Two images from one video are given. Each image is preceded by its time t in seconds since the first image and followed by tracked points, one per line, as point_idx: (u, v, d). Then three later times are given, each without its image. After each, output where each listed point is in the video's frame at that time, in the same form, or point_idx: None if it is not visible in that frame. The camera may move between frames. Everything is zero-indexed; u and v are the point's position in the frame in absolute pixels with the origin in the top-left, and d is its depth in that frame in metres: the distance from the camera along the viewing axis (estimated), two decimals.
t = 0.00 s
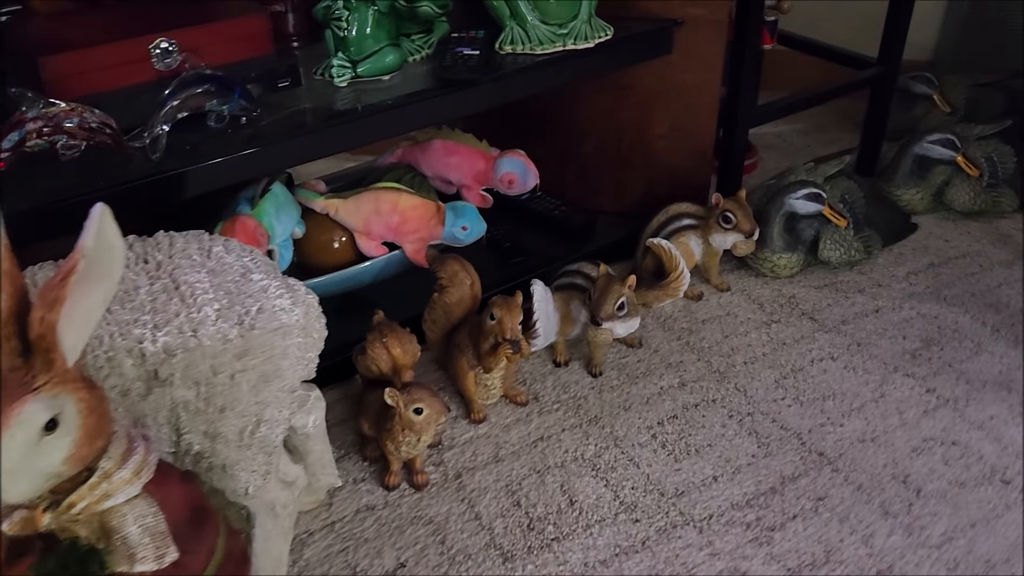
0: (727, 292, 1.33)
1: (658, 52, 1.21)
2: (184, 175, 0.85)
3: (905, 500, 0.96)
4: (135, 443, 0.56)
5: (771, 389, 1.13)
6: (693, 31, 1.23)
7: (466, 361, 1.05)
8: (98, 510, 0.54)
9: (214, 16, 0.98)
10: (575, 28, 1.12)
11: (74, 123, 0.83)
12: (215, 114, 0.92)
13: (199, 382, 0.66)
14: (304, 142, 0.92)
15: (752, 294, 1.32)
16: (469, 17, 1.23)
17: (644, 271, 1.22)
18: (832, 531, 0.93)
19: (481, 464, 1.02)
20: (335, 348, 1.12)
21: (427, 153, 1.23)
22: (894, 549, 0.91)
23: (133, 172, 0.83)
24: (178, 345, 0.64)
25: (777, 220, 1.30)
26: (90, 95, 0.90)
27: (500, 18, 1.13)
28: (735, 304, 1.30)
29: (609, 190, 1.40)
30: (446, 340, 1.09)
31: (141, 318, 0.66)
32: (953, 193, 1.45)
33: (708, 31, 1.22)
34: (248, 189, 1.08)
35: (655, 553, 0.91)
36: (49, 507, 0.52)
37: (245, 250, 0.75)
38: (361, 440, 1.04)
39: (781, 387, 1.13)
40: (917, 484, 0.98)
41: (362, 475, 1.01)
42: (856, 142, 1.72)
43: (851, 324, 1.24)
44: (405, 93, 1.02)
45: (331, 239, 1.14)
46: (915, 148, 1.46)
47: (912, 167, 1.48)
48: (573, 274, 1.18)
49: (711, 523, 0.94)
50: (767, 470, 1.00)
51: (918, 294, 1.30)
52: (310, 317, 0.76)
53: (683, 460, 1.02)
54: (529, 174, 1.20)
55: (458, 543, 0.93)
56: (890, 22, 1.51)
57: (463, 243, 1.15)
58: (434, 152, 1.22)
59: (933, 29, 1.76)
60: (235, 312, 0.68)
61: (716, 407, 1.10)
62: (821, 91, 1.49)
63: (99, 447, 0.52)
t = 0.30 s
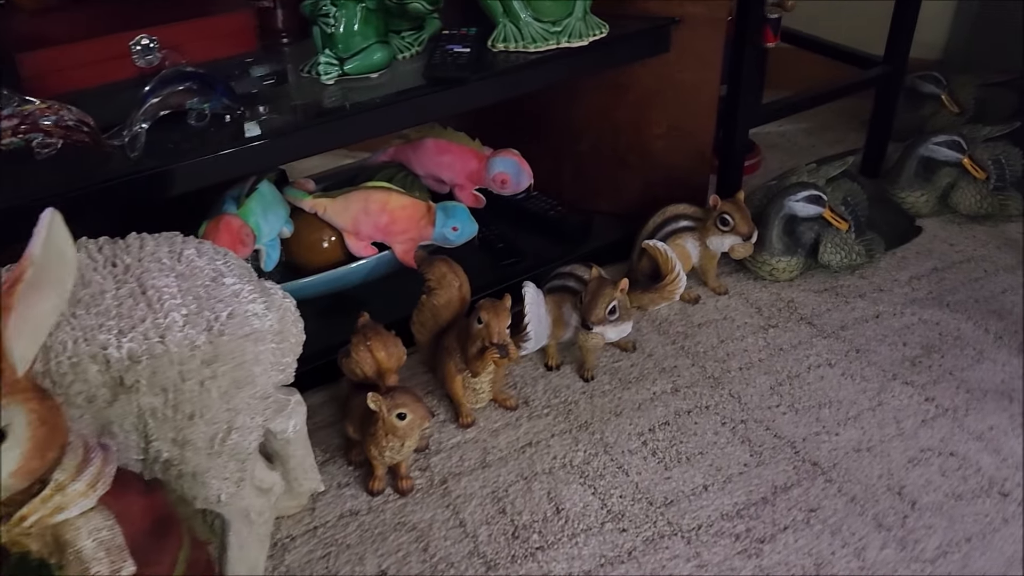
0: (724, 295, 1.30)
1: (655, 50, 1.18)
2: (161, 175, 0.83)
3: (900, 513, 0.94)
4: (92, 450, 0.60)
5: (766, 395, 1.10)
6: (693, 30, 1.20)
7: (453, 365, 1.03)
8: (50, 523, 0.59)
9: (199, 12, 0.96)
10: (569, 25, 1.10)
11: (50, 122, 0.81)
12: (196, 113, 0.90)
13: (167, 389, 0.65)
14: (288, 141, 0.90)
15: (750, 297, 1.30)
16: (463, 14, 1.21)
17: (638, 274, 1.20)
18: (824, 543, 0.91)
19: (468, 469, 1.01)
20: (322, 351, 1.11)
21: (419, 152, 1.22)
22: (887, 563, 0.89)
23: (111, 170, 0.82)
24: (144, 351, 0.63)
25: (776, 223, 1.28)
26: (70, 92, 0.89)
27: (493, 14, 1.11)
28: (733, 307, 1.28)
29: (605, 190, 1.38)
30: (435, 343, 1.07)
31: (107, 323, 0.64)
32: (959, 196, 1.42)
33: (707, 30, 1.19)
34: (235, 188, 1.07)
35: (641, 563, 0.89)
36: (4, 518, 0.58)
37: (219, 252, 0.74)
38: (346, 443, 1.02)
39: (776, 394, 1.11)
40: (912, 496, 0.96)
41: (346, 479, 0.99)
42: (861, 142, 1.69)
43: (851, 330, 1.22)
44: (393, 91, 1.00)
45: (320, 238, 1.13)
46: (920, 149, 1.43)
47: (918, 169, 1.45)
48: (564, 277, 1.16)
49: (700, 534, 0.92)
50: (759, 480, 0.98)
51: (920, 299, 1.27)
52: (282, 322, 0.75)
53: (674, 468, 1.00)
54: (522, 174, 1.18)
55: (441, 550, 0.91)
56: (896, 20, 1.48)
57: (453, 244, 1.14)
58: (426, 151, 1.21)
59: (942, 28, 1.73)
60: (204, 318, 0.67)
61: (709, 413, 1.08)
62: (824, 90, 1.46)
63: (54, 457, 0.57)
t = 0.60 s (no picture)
0: (723, 296, 1.28)
1: (654, 48, 1.16)
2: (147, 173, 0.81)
3: (897, 522, 0.92)
4: (60, 455, 0.61)
5: (763, 400, 1.09)
6: (692, 27, 1.18)
7: (444, 366, 1.01)
8: (14, 532, 0.58)
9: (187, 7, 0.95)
10: (565, 22, 1.08)
11: (32, 118, 0.81)
12: (182, 109, 0.89)
13: (143, 392, 0.63)
14: (277, 138, 0.89)
15: (749, 299, 1.28)
16: (458, 9, 1.19)
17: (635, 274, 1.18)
18: (818, 552, 0.89)
19: (457, 473, 0.99)
20: (310, 352, 1.10)
21: (412, 150, 1.20)
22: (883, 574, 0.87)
23: (96, 166, 0.81)
24: (118, 354, 0.62)
25: (775, 223, 1.26)
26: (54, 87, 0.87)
27: (488, 10, 1.09)
28: (731, 309, 1.26)
29: (603, 189, 1.36)
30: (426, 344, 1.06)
31: (80, 325, 0.62)
32: (964, 197, 1.40)
33: (707, 28, 1.17)
34: (226, 184, 1.06)
35: (631, 571, 0.87)
36: None
37: (198, 252, 0.73)
38: (335, 445, 1.01)
39: (773, 398, 1.09)
40: (909, 505, 0.94)
41: (334, 482, 0.98)
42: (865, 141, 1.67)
43: (851, 333, 1.20)
44: (384, 88, 0.99)
45: (312, 236, 1.12)
46: (926, 149, 1.41)
47: (922, 170, 1.42)
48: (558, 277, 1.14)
49: (692, 541, 0.90)
50: (753, 486, 0.97)
51: (922, 302, 1.25)
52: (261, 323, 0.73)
53: (667, 474, 0.99)
54: (517, 172, 1.16)
55: (428, 556, 0.90)
56: (902, 17, 1.45)
57: (446, 243, 1.12)
58: (420, 148, 1.20)
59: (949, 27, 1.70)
60: (182, 319, 0.66)
61: (704, 418, 1.06)
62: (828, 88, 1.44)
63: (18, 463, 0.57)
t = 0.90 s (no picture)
0: (721, 297, 1.26)
1: (651, 43, 1.14)
2: (124, 170, 0.80)
3: (893, 532, 0.90)
4: (18, 461, 0.61)
5: (759, 404, 1.06)
6: (689, 22, 1.15)
7: (433, 368, 1.00)
8: None
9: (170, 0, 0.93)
10: (559, 17, 1.06)
11: (9, 112, 0.80)
12: (163, 104, 0.88)
13: (112, 395, 0.62)
14: (262, 134, 0.87)
15: (748, 300, 1.25)
16: (452, 3, 1.17)
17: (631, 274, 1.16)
18: (811, 562, 0.87)
19: (445, 476, 0.97)
20: (297, 352, 1.08)
21: (405, 146, 1.19)
22: None
23: (75, 161, 0.79)
24: (85, 355, 0.61)
25: (775, 224, 1.23)
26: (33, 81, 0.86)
27: (482, 4, 1.08)
28: (729, 310, 1.23)
29: (600, 187, 1.34)
30: (415, 345, 1.04)
31: (46, 326, 0.61)
32: (969, 200, 1.36)
33: (705, 23, 1.15)
34: (214, 180, 1.04)
35: None
36: None
37: (173, 251, 0.71)
38: (322, 447, 0.99)
39: (769, 403, 1.07)
40: (906, 515, 0.92)
41: (320, 484, 0.96)
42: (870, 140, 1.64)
43: (851, 336, 1.17)
44: (373, 83, 0.97)
45: (302, 234, 1.10)
46: (930, 148, 1.39)
47: (927, 169, 1.39)
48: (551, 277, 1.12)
49: (682, 550, 0.88)
50: (746, 493, 0.95)
51: (925, 305, 1.23)
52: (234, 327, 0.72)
53: (659, 480, 0.97)
54: (511, 170, 1.15)
55: (413, 561, 0.88)
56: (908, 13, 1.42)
57: (437, 242, 1.09)
58: (413, 145, 1.18)
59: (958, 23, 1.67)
60: (153, 320, 0.64)
61: (698, 422, 1.04)
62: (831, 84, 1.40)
63: None
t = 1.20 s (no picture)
0: (720, 298, 1.24)
1: (649, 39, 1.12)
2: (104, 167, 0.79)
3: (891, 542, 0.88)
4: None
5: (755, 408, 1.04)
6: (688, 17, 1.13)
7: (423, 369, 0.98)
8: None
9: None
10: (554, 11, 1.04)
11: None
12: (145, 99, 0.86)
13: (84, 398, 0.61)
14: (246, 129, 0.85)
15: (747, 301, 1.23)
16: None
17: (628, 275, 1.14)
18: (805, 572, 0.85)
19: (434, 480, 0.96)
20: (286, 352, 1.07)
21: (398, 143, 1.17)
22: None
23: (55, 158, 0.78)
24: (54, 358, 0.59)
25: (775, 224, 1.21)
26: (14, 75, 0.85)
27: None
28: (728, 312, 1.21)
29: (599, 186, 1.32)
30: (406, 346, 1.02)
31: (14, 326, 0.59)
32: (974, 198, 1.35)
33: (704, 17, 1.12)
34: (203, 177, 1.03)
35: None
36: None
37: (149, 251, 0.69)
38: (309, 449, 0.98)
39: (766, 407, 1.04)
40: (904, 524, 0.90)
41: (306, 488, 0.94)
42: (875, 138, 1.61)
43: (852, 339, 1.15)
44: (362, 79, 0.95)
45: (293, 232, 1.09)
46: (935, 147, 1.34)
47: (932, 168, 1.36)
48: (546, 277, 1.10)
49: (673, 559, 0.87)
50: (741, 500, 0.93)
51: (928, 308, 1.20)
52: (212, 328, 0.70)
53: (651, 485, 0.95)
54: (506, 167, 1.13)
55: (399, 567, 0.86)
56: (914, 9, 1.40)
57: (430, 241, 1.08)
58: (406, 141, 1.16)
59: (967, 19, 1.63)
60: (126, 322, 0.62)
61: (693, 426, 1.02)
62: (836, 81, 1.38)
63: None
